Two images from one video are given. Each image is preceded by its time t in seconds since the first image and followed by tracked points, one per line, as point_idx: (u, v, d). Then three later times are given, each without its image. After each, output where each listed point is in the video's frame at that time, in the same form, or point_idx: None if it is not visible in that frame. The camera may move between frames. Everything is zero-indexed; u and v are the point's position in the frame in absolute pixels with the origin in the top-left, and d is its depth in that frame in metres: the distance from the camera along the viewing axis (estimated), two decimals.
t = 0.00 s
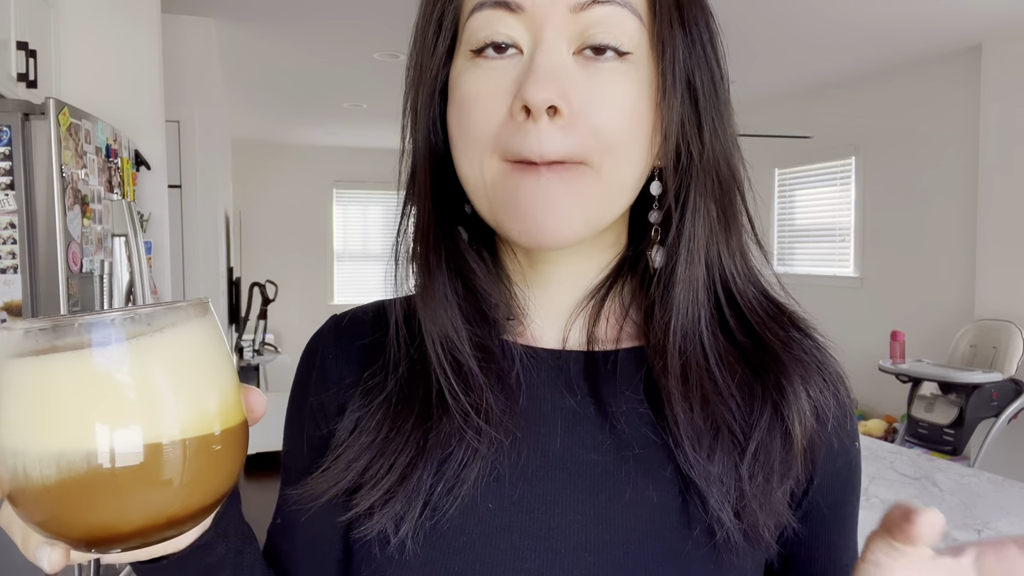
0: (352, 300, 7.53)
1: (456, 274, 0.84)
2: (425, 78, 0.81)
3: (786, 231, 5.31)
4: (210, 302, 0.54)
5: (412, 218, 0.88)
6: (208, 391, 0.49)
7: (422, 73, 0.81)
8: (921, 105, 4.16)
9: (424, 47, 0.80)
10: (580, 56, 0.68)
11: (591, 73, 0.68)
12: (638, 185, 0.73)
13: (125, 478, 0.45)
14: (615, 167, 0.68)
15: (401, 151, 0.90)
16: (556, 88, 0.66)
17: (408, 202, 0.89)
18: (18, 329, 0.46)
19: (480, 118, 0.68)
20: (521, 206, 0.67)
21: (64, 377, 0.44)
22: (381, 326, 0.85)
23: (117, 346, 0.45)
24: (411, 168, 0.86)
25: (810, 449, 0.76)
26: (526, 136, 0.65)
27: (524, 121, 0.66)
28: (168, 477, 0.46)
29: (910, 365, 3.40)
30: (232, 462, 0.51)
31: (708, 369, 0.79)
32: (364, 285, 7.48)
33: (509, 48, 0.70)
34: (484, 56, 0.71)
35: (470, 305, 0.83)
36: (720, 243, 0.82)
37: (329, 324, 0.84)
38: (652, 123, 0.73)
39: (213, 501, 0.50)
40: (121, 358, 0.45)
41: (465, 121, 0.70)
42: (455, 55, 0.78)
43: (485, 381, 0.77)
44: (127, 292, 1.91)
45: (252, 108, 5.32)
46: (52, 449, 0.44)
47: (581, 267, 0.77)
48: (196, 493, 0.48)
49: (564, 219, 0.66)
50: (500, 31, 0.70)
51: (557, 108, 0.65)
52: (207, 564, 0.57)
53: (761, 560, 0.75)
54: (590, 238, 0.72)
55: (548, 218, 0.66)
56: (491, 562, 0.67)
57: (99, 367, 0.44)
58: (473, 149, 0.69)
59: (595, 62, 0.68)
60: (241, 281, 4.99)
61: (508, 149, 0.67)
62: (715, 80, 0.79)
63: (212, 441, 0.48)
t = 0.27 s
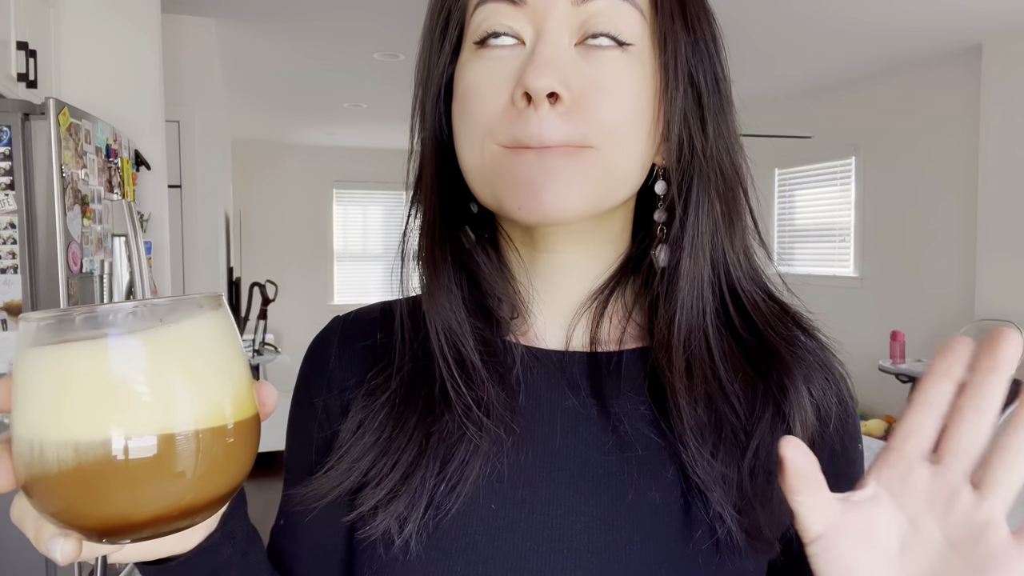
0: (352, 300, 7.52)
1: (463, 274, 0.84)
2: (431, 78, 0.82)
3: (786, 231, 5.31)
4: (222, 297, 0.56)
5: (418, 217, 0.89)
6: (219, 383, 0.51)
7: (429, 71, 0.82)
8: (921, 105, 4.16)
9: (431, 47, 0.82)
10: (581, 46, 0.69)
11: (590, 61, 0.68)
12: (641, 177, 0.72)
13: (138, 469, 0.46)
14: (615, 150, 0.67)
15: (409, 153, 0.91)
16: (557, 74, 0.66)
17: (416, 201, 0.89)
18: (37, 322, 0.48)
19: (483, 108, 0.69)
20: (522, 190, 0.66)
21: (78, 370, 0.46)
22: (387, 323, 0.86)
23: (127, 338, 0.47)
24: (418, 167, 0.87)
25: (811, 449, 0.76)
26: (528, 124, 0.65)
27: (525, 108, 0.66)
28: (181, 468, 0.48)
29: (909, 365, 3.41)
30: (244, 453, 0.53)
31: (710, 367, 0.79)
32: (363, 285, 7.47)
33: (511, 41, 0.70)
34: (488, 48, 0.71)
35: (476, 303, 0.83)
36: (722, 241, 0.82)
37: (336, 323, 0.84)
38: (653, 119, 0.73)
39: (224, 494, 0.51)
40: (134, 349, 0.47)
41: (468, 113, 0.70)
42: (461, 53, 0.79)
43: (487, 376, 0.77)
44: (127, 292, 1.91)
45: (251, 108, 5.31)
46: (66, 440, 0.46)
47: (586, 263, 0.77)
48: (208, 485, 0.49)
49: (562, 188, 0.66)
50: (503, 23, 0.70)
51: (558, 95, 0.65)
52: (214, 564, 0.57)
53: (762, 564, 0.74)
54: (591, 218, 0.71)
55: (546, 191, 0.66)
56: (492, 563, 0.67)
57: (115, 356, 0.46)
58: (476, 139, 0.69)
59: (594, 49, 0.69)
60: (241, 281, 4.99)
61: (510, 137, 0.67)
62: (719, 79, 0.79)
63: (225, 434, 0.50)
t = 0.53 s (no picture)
0: (352, 300, 7.52)
1: (462, 279, 0.84)
2: (429, 86, 0.82)
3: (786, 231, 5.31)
4: (246, 296, 0.56)
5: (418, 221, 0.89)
6: (246, 380, 0.51)
7: (426, 78, 0.82)
8: (922, 105, 4.16)
9: (428, 56, 0.82)
10: (575, 58, 0.69)
11: (585, 77, 0.68)
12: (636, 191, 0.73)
13: (165, 465, 0.47)
14: (612, 166, 0.68)
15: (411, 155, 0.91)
16: (551, 93, 0.66)
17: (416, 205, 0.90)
18: (67, 319, 0.48)
19: (478, 125, 0.70)
20: (516, 216, 0.67)
21: (108, 366, 0.46)
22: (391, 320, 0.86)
23: (156, 334, 0.47)
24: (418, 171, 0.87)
25: (812, 448, 0.76)
26: (521, 142, 0.66)
27: (519, 126, 0.67)
28: (209, 463, 0.48)
29: (909, 365, 3.41)
30: (269, 452, 0.53)
31: (709, 369, 0.79)
32: (364, 286, 7.47)
33: (507, 58, 0.70)
34: (483, 60, 0.72)
35: (468, 307, 0.83)
36: (722, 242, 0.82)
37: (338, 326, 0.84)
38: (650, 126, 0.73)
39: (249, 495, 0.52)
40: (166, 344, 0.47)
41: (465, 130, 0.71)
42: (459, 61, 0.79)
43: (488, 380, 0.77)
44: (127, 292, 1.92)
45: (251, 108, 5.31)
46: (96, 436, 0.46)
47: (586, 266, 0.77)
48: (234, 482, 0.49)
49: (562, 218, 0.67)
50: (499, 38, 0.70)
51: (552, 114, 0.66)
52: (228, 564, 0.57)
53: (761, 562, 0.74)
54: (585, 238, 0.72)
55: (545, 220, 0.67)
56: (493, 560, 0.67)
57: (148, 352, 0.47)
58: (473, 159, 0.70)
59: (587, 65, 0.69)
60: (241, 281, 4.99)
61: (504, 156, 0.68)
62: (718, 83, 0.79)
63: (252, 431, 0.50)
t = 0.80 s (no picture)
0: (352, 300, 7.52)
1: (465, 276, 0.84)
2: (431, 81, 0.82)
3: (786, 231, 5.31)
4: (269, 311, 0.57)
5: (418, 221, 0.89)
6: (272, 398, 0.51)
7: (427, 77, 0.83)
8: (922, 105, 4.16)
9: (429, 53, 0.82)
10: (579, 48, 0.69)
11: (590, 66, 0.68)
12: (640, 175, 0.73)
13: (188, 483, 0.47)
14: (616, 151, 0.68)
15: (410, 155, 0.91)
16: (556, 79, 0.66)
17: (416, 205, 0.90)
18: (91, 339, 0.49)
19: (481, 112, 0.70)
20: (519, 194, 0.67)
21: (135, 386, 0.47)
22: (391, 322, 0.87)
23: (184, 354, 0.48)
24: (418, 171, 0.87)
25: (811, 444, 0.77)
26: (527, 125, 0.66)
27: (524, 110, 0.67)
28: (233, 481, 0.48)
29: (910, 365, 3.41)
30: (292, 467, 0.53)
31: (708, 365, 0.79)
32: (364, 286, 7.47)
33: (511, 48, 0.71)
34: (486, 50, 0.72)
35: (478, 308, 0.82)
36: (723, 239, 0.82)
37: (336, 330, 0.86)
38: (653, 113, 0.72)
39: (273, 513, 0.52)
40: (191, 364, 0.48)
41: (467, 118, 0.71)
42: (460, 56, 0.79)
43: (489, 381, 0.77)
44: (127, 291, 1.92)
45: (251, 109, 5.31)
46: (122, 456, 0.46)
47: (586, 264, 0.77)
48: (257, 501, 0.50)
49: (573, 192, 0.66)
50: (502, 29, 0.71)
51: (557, 100, 0.66)
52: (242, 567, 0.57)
53: (761, 563, 0.74)
54: (588, 220, 0.72)
55: (546, 194, 0.66)
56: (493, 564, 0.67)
57: (172, 373, 0.47)
58: (476, 144, 0.70)
59: (592, 54, 0.69)
60: (241, 282, 4.98)
61: (508, 138, 0.68)
62: (719, 78, 0.79)
63: (276, 446, 0.51)
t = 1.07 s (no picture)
0: (352, 300, 7.52)
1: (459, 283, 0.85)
2: (429, 93, 0.82)
3: (785, 231, 5.31)
4: (300, 317, 0.56)
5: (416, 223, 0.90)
6: (302, 405, 0.51)
7: (425, 89, 0.82)
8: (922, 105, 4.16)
9: (425, 64, 0.81)
10: (579, 74, 0.68)
11: (591, 91, 0.68)
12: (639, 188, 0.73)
13: (216, 491, 0.47)
14: (616, 169, 0.68)
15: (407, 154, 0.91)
16: (558, 107, 0.66)
17: (413, 208, 0.90)
18: (128, 347, 0.49)
19: (481, 133, 0.70)
20: (522, 216, 0.68)
21: (168, 390, 0.47)
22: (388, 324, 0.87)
23: (217, 360, 0.48)
24: (415, 177, 0.88)
25: (809, 447, 0.77)
26: (529, 152, 0.67)
27: (525, 137, 0.67)
28: (264, 488, 0.48)
29: (910, 365, 3.41)
30: (322, 473, 0.53)
31: (706, 365, 0.79)
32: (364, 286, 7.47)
33: (510, 70, 0.70)
34: (485, 74, 0.71)
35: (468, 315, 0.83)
36: (720, 244, 0.82)
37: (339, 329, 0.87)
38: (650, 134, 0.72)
39: (305, 516, 0.52)
40: (224, 375, 0.47)
41: (467, 136, 0.71)
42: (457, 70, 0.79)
43: (489, 384, 0.77)
44: (127, 291, 1.92)
45: (251, 109, 5.31)
46: (156, 461, 0.46)
47: (585, 266, 0.77)
48: (288, 508, 0.50)
49: (572, 214, 0.67)
50: (499, 53, 0.70)
51: (560, 127, 0.66)
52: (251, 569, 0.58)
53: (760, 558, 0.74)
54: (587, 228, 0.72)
55: (548, 213, 0.67)
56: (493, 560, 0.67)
57: (206, 382, 0.47)
58: (476, 160, 0.71)
59: (594, 78, 0.69)
60: (241, 281, 4.98)
61: (509, 159, 0.68)
62: (717, 86, 0.78)
63: (308, 451, 0.50)
